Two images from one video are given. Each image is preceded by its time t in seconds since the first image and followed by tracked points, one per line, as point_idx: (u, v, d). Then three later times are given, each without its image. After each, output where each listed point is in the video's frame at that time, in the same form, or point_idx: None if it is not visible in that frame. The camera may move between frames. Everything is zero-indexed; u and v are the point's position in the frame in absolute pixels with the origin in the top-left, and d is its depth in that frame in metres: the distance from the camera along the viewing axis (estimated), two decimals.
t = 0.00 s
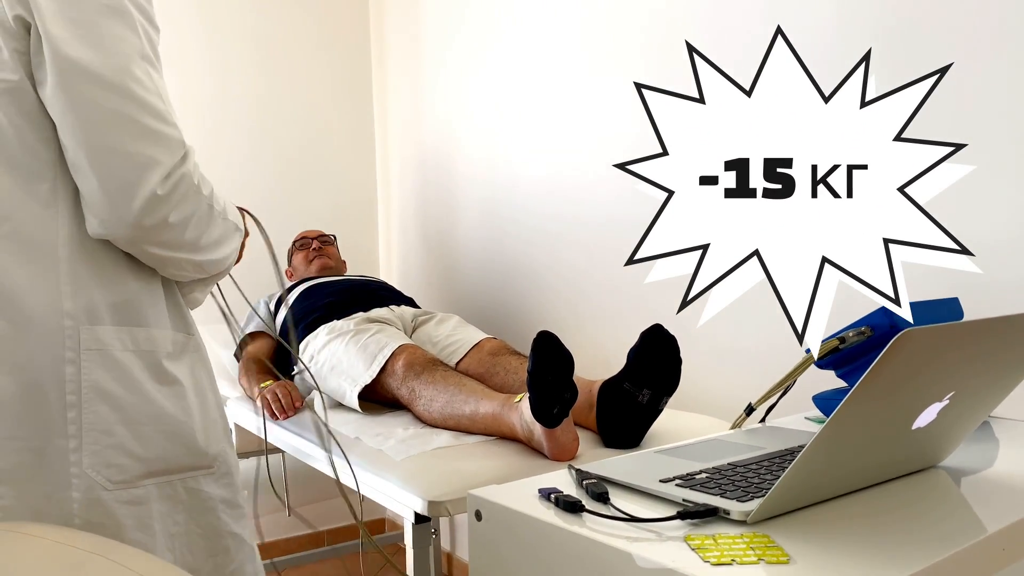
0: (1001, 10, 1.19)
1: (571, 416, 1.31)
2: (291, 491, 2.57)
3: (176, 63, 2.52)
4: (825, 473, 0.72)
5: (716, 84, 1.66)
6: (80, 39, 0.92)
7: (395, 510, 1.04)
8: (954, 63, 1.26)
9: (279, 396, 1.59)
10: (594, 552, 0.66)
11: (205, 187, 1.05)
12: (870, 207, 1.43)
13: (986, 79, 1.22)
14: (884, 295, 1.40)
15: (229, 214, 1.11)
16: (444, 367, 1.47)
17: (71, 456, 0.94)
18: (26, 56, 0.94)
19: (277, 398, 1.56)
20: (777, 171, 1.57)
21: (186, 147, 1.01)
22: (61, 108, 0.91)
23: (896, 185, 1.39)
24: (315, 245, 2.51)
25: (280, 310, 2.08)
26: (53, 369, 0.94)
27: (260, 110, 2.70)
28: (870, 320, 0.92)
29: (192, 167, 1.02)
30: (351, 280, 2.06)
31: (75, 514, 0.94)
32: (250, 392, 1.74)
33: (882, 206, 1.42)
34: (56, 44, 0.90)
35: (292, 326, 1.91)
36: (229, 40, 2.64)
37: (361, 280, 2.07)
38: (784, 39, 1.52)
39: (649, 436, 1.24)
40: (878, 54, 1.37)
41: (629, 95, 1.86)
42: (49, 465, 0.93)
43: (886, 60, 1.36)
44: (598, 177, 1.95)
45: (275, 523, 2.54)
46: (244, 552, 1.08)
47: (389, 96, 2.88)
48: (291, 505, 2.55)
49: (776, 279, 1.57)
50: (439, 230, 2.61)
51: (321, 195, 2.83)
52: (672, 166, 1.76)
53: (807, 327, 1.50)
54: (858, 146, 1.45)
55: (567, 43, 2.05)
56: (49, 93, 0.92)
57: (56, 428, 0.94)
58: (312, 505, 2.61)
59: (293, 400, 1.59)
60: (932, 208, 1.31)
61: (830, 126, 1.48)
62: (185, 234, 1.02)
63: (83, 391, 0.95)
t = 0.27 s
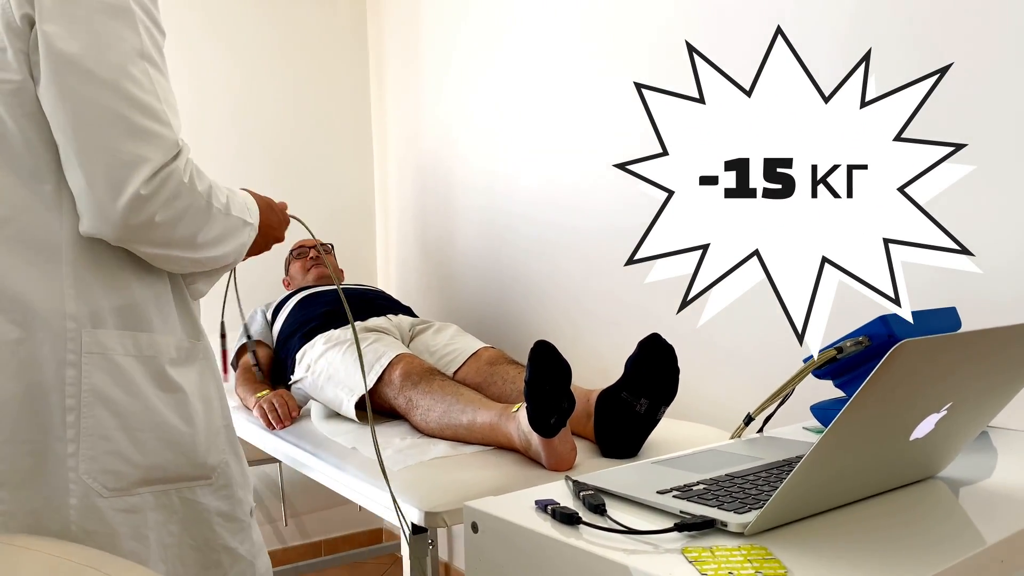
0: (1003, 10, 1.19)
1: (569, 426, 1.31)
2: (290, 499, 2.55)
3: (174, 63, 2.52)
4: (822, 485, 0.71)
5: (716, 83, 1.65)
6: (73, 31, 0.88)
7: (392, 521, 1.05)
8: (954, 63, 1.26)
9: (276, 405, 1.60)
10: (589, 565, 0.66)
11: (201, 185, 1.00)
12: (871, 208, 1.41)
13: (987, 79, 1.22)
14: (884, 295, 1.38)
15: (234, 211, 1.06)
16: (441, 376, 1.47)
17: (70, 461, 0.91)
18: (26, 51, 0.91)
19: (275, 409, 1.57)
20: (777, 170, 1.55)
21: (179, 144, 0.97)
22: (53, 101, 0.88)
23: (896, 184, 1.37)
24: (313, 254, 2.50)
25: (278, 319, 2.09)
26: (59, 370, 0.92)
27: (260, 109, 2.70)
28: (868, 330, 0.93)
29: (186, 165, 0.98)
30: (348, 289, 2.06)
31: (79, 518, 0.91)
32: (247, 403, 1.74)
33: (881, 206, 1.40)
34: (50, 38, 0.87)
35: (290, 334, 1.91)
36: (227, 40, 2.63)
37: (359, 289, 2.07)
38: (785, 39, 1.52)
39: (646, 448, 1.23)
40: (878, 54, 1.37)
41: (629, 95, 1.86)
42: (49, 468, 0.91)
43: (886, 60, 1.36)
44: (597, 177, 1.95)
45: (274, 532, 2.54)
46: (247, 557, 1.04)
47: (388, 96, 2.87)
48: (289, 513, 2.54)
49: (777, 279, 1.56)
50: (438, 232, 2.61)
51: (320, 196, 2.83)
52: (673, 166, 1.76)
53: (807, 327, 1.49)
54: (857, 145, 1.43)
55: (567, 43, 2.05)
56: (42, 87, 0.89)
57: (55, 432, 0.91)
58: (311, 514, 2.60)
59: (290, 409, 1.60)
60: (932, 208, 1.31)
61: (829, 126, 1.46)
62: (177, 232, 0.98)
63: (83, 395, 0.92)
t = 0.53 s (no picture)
0: (1004, 10, 1.19)
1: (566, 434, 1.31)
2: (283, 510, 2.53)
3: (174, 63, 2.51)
4: (820, 494, 0.71)
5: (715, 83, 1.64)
6: (126, 46, 0.81)
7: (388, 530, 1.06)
8: (955, 63, 1.26)
9: (272, 415, 1.59)
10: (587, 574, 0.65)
11: (247, 210, 0.91)
12: (871, 208, 1.40)
13: (988, 78, 1.22)
14: (884, 295, 1.38)
15: (274, 244, 0.96)
16: (438, 384, 1.47)
17: (112, 478, 0.83)
18: (78, 68, 0.83)
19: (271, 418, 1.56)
20: (777, 170, 1.53)
21: (226, 164, 0.88)
22: (101, 116, 0.81)
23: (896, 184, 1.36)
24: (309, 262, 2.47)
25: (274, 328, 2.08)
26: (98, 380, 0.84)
27: (258, 110, 2.70)
28: (864, 337, 0.93)
29: (232, 186, 0.89)
30: (345, 296, 2.05)
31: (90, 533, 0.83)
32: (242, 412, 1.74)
33: (881, 206, 1.39)
34: (102, 50, 0.79)
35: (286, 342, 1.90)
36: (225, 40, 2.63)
37: (355, 296, 2.06)
38: (785, 39, 1.51)
39: (641, 456, 1.23)
40: (878, 54, 1.37)
41: (629, 95, 1.85)
42: (90, 483, 0.83)
43: (886, 60, 1.35)
44: (596, 177, 1.95)
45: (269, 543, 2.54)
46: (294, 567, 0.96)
47: (384, 96, 2.87)
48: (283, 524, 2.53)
49: (777, 279, 1.55)
50: (435, 233, 2.60)
51: (317, 197, 2.82)
52: (672, 166, 1.74)
53: (807, 327, 1.49)
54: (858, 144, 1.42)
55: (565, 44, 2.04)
56: (92, 103, 0.81)
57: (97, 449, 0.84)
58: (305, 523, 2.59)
59: (286, 418, 1.59)
60: (932, 208, 1.31)
61: (830, 126, 1.45)
62: (218, 258, 0.88)
63: (125, 412, 0.84)
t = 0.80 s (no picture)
0: (1005, 9, 1.19)
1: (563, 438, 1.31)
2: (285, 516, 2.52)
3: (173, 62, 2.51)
4: (819, 499, 0.70)
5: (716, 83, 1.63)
6: (188, 58, 0.83)
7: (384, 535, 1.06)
8: (954, 63, 1.26)
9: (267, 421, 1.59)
10: None
11: (291, 234, 0.93)
12: (871, 208, 1.40)
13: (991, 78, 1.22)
14: (884, 295, 1.38)
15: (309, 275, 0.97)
16: (434, 389, 1.47)
17: (161, 478, 0.83)
18: (137, 78, 0.84)
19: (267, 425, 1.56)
20: (777, 170, 1.53)
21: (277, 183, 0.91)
22: (160, 126, 0.82)
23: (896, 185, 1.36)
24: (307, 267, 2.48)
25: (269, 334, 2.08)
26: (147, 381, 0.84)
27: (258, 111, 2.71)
28: (862, 341, 0.93)
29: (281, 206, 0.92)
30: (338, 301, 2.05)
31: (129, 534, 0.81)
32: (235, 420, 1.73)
33: (882, 207, 1.39)
34: (165, 60, 0.81)
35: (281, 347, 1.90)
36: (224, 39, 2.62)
37: (349, 300, 2.07)
38: (785, 39, 1.50)
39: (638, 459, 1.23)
40: (878, 54, 1.37)
41: (629, 95, 1.84)
42: (138, 483, 0.82)
43: (887, 59, 1.35)
44: (594, 178, 1.94)
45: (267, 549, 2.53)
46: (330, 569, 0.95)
47: (379, 97, 2.87)
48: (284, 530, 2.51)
49: (776, 279, 1.54)
50: (431, 234, 2.59)
51: (312, 198, 2.82)
52: (672, 166, 1.73)
53: (807, 327, 1.49)
54: (858, 144, 1.41)
55: (562, 44, 2.04)
56: (150, 112, 0.82)
57: (150, 450, 0.83)
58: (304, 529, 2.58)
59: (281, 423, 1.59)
60: (932, 208, 1.31)
61: (830, 127, 1.45)
62: (263, 274, 0.89)
63: (177, 414, 0.84)
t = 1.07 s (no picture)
0: (1004, 9, 1.19)
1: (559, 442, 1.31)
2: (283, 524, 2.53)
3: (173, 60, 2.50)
4: (812, 503, 0.70)
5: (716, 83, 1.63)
6: (224, 71, 0.92)
7: (381, 538, 1.06)
8: (954, 63, 1.26)
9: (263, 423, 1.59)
10: None
11: (317, 239, 1.03)
12: (871, 208, 1.40)
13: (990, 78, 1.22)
14: (884, 296, 1.37)
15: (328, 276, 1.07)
16: (431, 392, 1.48)
17: (194, 477, 0.90)
18: (173, 86, 0.92)
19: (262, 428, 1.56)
20: (777, 171, 1.53)
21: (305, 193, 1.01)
22: (198, 134, 0.90)
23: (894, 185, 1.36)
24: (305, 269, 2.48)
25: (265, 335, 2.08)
26: (178, 386, 0.91)
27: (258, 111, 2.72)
28: (857, 345, 0.93)
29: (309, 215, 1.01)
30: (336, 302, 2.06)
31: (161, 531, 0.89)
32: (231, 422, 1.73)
33: (881, 207, 1.38)
34: (205, 72, 0.90)
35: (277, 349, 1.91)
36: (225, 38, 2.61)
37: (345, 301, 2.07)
38: (785, 39, 1.50)
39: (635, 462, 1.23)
40: (878, 54, 1.36)
41: (629, 95, 1.83)
42: (171, 482, 0.90)
43: (886, 59, 1.35)
44: (592, 178, 1.94)
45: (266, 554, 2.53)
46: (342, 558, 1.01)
47: (377, 97, 2.87)
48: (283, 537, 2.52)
49: (776, 279, 1.54)
50: (427, 234, 2.59)
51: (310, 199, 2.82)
52: (673, 166, 1.73)
53: (807, 327, 1.49)
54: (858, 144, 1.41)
55: (559, 44, 2.04)
56: (188, 123, 0.91)
57: (184, 449, 0.91)
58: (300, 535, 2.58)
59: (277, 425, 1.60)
60: (933, 208, 1.31)
61: (830, 127, 1.45)
62: (292, 279, 0.98)
63: (210, 415, 0.92)
